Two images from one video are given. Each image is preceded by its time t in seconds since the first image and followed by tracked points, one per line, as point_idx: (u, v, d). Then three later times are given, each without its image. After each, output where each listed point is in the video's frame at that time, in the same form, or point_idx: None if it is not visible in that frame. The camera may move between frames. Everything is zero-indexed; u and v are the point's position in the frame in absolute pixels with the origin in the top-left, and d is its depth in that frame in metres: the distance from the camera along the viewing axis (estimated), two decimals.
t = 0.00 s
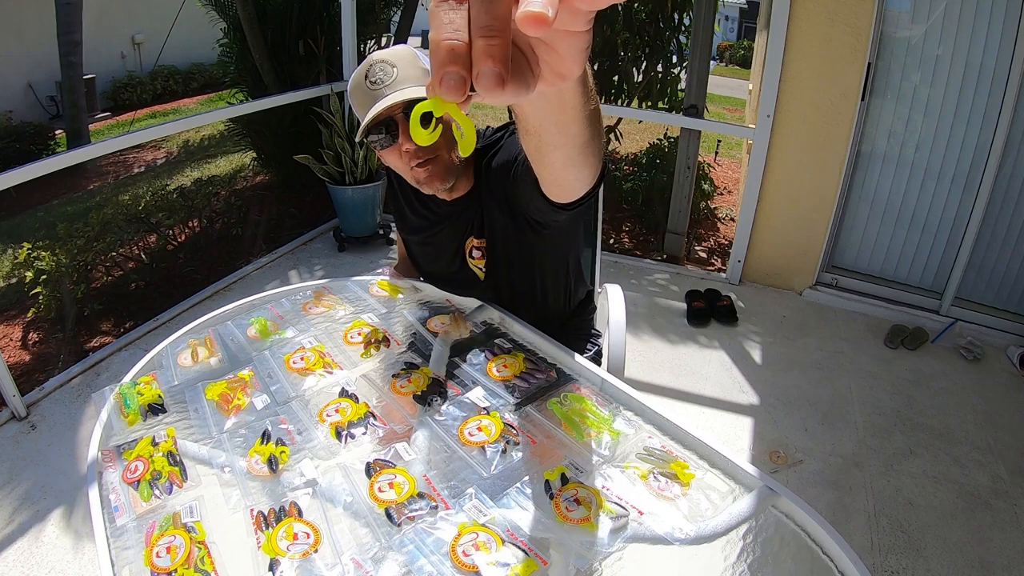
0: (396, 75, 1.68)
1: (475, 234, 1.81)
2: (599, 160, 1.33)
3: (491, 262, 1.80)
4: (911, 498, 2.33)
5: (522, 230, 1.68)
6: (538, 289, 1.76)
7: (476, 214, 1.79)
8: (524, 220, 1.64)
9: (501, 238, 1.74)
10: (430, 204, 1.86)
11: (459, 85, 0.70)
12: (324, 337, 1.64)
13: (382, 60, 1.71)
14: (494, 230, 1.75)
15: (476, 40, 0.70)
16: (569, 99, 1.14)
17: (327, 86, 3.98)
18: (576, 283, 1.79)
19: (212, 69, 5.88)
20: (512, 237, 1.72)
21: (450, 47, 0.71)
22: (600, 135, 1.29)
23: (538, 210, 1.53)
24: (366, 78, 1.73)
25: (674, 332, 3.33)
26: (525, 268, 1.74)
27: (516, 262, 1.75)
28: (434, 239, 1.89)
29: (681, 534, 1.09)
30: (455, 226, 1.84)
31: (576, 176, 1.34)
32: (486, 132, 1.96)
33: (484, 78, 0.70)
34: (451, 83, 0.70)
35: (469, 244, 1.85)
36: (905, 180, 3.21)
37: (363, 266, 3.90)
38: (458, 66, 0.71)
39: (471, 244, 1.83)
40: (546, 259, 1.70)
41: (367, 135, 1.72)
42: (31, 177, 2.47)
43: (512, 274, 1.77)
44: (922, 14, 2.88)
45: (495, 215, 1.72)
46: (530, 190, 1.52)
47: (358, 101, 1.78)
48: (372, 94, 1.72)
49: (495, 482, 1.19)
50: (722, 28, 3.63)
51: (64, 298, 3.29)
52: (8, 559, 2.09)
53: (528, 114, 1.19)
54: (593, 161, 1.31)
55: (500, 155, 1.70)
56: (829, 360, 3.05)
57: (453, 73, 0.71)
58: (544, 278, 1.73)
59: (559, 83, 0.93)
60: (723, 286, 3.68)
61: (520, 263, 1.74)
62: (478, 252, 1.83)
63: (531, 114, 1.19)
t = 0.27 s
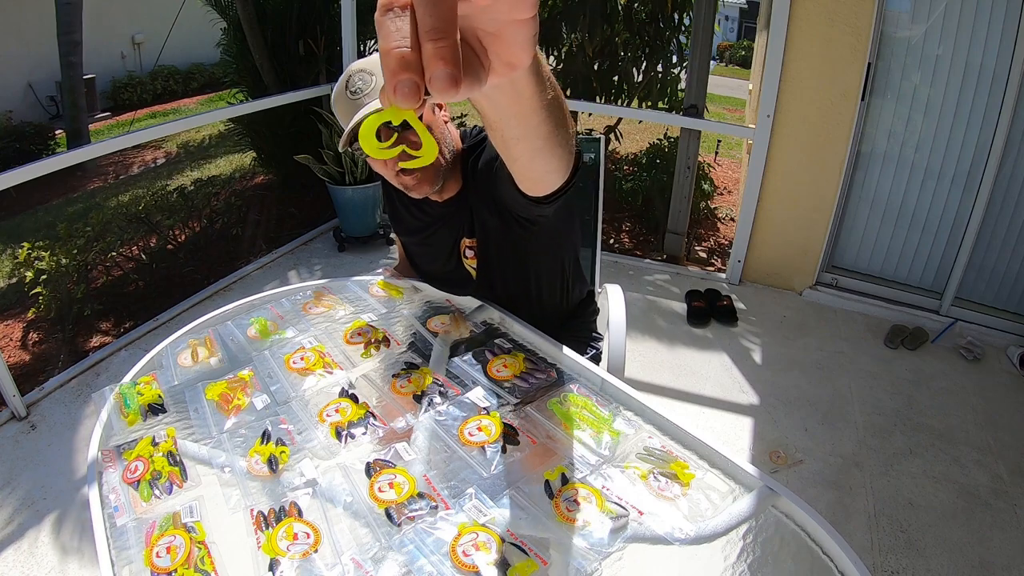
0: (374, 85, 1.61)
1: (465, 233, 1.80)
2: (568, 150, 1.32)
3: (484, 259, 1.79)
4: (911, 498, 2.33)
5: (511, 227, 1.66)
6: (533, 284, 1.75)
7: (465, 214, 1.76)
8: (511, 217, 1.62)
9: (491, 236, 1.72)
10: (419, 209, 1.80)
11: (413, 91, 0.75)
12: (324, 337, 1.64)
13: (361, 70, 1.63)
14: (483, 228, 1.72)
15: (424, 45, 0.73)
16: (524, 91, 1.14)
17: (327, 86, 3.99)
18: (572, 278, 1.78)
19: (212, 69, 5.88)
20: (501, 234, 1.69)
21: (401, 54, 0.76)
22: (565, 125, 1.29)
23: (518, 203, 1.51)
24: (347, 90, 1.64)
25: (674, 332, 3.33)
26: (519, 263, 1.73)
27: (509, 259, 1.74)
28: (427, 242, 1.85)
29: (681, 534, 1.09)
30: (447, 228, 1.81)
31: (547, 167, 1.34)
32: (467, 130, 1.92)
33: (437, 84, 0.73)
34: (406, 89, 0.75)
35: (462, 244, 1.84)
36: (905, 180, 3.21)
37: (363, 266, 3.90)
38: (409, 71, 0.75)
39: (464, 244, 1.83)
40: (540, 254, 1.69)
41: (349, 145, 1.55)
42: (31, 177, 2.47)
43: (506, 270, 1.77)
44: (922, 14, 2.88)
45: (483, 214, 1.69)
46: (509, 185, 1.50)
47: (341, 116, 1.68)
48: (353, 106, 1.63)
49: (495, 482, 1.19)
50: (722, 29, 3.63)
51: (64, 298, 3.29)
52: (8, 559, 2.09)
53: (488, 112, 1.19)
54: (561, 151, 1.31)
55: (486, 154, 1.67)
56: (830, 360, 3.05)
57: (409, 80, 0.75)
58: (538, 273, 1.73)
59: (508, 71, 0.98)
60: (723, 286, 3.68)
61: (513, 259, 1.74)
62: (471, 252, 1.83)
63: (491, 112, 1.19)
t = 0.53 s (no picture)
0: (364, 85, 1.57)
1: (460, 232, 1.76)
2: (549, 142, 1.32)
3: (481, 258, 1.78)
4: (911, 498, 2.33)
5: (505, 224, 1.64)
6: (530, 282, 1.75)
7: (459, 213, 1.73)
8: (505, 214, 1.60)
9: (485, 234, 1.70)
10: (412, 211, 1.78)
11: (385, 86, 0.76)
12: (324, 337, 1.64)
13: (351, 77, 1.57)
14: (476, 225, 1.70)
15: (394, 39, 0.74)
16: (498, 86, 1.14)
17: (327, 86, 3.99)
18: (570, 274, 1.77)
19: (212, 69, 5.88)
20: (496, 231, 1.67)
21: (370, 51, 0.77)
22: (543, 116, 1.28)
23: (511, 202, 1.50)
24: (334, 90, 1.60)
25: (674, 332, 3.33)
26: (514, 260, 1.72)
27: (506, 256, 1.73)
28: (425, 242, 1.84)
29: (681, 534, 1.09)
30: (441, 228, 1.78)
31: (530, 161, 1.33)
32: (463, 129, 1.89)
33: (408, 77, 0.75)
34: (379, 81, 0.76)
35: (459, 244, 1.81)
36: (905, 180, 3.21)
37: (363, 266, 3.90)
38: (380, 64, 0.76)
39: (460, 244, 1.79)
40: (537, 251, 1.68)
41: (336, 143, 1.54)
42: (31, 177, 2.47)
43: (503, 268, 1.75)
44: (922, 14, 2.88)
45: (477, 211, 1.67)
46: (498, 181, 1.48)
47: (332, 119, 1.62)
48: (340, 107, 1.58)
49: (495, 482, 1.19)
50: (722, 29, 3.63)
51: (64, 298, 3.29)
52: (9, 559, 2.09)
53: (465, 111, 1.19)
54: (543, 143, 1.30)
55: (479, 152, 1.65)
56: (830, 360, 3.05)
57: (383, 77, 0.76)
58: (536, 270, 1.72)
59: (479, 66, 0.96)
60: (723, 286, 3.68)
61: (510, 257, 1.72)
62: (467, 251, 1.79)
63: (467, 110, 1.18)
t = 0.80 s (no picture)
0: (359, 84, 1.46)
1: (457, 230, 1.78)
2: (542, 137, 1.32)
3: (478, 257, 1.78)
4: (911, 498, 2.33)
5: (502, 222, 1.64)
6: (529, 279, 1.75)
7: (456, 210, 1.74)
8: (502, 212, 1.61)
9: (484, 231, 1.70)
10: (409, 210, 1.79)
11: (394, 86, 0.77)
12: (324, 337, 1.64)
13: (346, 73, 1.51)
14: (474, 223, 1.70)
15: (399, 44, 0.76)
16: (486, 78, 1.15)
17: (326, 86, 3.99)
18: (569, 272, 1.76)
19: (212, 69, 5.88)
20: (494, 228, 1.67)
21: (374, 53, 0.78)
22: (535, 110, 1.29)
23: (507, 199, 1.50)
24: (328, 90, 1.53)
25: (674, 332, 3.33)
26: (513, 257, 1.72)
27: (504, 254, 1.73)
28: (422, 242, 1.85)
29: (681, 535, 1.09)
30: (440, 227, 1.79)
31: (525, 156, 1.34)
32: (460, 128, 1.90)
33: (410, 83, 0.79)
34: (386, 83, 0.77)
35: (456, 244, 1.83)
36: (905, 180, 3.21)
37: (363, 266, 3.90)
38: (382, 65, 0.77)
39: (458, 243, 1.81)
40: (534, 251, 1.68)
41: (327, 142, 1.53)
42: (31, 177, 2.47)
43: (502, 265, 1.75)
44: (922, 14, 2.88)
45: (474, 209, 1.67)
46: (495, 177, 1.47)
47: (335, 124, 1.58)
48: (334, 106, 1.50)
49: (495, 482, 1.19)
50: (722, 29, 3.63)
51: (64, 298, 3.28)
52: (9, 559, 2.09)
53: (456, 104, 1.20)
54: (535, 136, 1.31)
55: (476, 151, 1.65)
56: (830, 360, 3.05)
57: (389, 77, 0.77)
58: (535, 267, 1.72)
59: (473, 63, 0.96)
60: (723, 286, 3.68)
61: (508, 255, 1.72)
62: (464, 251, 1.82)
63: (458, 102, 1.19)
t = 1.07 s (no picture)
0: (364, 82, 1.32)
1: (457, 230, 1.78)
2: (546, 138, 1.31)
3: (477, 257, 1.78)
4: (911, 498, 2.33)
5: (501, 221, 1.64)
6: (528, 278, 1.74)
7: (455, 209, 1.73)
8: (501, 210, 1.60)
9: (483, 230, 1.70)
10: (409, 210, 1.78)
11: (379, 77, 0.77)
12: (324, 337, 1.64)
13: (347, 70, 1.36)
14: (473, 221, 1.70)
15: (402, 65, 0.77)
16: (494, 78, 1.14)
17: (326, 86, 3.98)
18: (569, 271, 1.75)
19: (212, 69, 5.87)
20: (493, 227, 1.67)
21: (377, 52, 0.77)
22: (541, 110, 1.28)
23: (507, 198, 1.50)
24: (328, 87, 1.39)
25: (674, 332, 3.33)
26: (512, 257, 1.72)
27: (504, 253, 1.73)
28: (421, 242, 1.85)
29: (681, 534, 1.09)
30: (438, 226, 1.78)
31: (528, 154, 1.32)
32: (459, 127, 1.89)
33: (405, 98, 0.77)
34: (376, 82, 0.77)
35: (455, 243, 1.83)
36: (905, 180, 3.21)
37: (363, 266, 3.90)
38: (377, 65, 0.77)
39: (457, 242, 1.81)
40: (533, 250, 1.68)
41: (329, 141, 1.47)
42: (31, 177, 2.47)
43: (501, 264, 1.75)
44: (922, 14, 2.88)
45: (474, 208, 1.67)
46: (497, 177, 1.47)
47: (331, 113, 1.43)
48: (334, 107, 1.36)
49: (494, 482, 1.19)
50: (722, 28, 3.63)
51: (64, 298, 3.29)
52: (9, 559, 2.09)
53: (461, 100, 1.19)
54: (540, 135, 1.29)
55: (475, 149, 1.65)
56: (830, 360, 3.05)
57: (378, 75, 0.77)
58: (534, 266, 1.71)
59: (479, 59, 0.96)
60: (723, 286, 3.68)
61: (508, 254, 1.72)
62: (463, 249, 1.81)
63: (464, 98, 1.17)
